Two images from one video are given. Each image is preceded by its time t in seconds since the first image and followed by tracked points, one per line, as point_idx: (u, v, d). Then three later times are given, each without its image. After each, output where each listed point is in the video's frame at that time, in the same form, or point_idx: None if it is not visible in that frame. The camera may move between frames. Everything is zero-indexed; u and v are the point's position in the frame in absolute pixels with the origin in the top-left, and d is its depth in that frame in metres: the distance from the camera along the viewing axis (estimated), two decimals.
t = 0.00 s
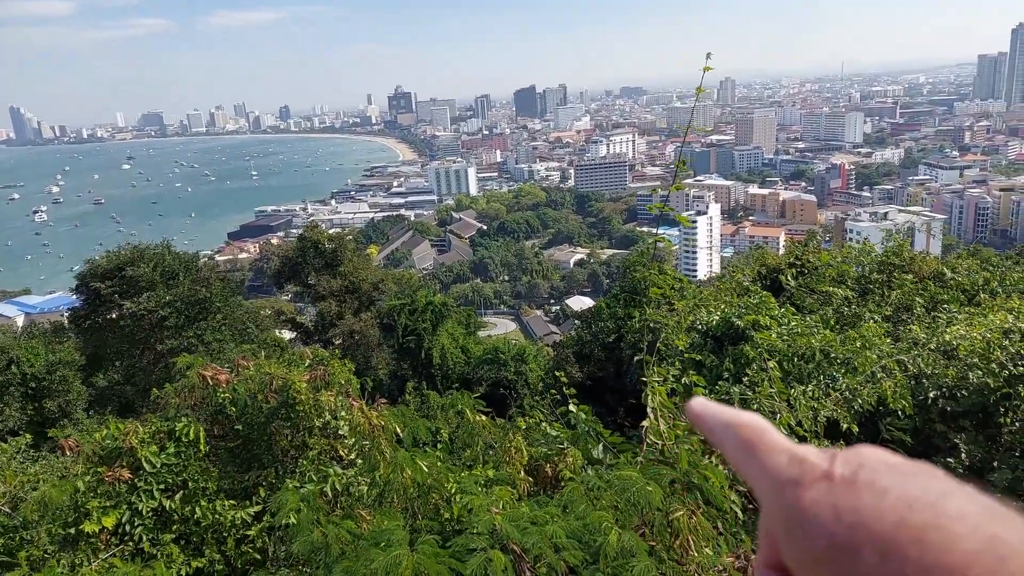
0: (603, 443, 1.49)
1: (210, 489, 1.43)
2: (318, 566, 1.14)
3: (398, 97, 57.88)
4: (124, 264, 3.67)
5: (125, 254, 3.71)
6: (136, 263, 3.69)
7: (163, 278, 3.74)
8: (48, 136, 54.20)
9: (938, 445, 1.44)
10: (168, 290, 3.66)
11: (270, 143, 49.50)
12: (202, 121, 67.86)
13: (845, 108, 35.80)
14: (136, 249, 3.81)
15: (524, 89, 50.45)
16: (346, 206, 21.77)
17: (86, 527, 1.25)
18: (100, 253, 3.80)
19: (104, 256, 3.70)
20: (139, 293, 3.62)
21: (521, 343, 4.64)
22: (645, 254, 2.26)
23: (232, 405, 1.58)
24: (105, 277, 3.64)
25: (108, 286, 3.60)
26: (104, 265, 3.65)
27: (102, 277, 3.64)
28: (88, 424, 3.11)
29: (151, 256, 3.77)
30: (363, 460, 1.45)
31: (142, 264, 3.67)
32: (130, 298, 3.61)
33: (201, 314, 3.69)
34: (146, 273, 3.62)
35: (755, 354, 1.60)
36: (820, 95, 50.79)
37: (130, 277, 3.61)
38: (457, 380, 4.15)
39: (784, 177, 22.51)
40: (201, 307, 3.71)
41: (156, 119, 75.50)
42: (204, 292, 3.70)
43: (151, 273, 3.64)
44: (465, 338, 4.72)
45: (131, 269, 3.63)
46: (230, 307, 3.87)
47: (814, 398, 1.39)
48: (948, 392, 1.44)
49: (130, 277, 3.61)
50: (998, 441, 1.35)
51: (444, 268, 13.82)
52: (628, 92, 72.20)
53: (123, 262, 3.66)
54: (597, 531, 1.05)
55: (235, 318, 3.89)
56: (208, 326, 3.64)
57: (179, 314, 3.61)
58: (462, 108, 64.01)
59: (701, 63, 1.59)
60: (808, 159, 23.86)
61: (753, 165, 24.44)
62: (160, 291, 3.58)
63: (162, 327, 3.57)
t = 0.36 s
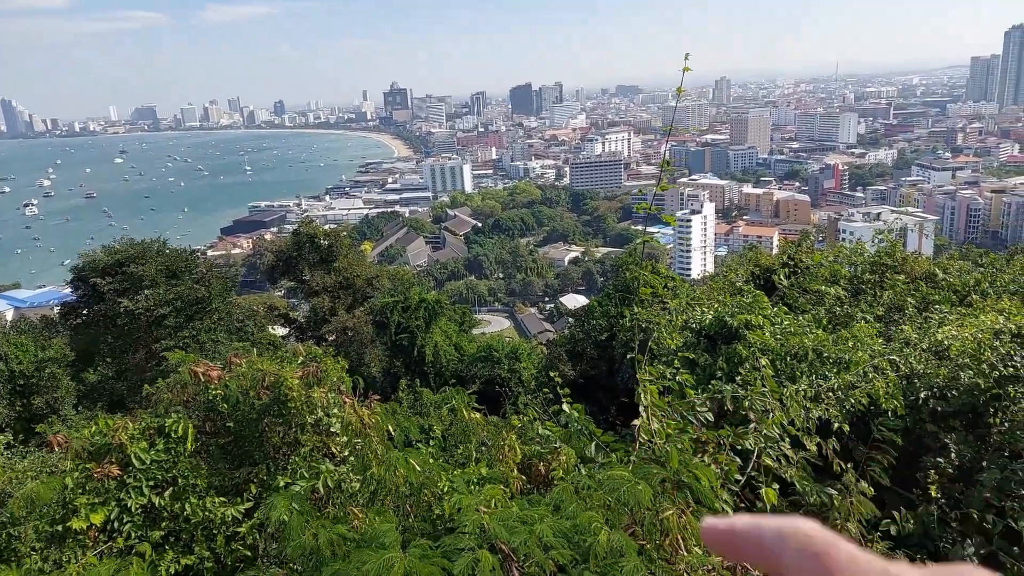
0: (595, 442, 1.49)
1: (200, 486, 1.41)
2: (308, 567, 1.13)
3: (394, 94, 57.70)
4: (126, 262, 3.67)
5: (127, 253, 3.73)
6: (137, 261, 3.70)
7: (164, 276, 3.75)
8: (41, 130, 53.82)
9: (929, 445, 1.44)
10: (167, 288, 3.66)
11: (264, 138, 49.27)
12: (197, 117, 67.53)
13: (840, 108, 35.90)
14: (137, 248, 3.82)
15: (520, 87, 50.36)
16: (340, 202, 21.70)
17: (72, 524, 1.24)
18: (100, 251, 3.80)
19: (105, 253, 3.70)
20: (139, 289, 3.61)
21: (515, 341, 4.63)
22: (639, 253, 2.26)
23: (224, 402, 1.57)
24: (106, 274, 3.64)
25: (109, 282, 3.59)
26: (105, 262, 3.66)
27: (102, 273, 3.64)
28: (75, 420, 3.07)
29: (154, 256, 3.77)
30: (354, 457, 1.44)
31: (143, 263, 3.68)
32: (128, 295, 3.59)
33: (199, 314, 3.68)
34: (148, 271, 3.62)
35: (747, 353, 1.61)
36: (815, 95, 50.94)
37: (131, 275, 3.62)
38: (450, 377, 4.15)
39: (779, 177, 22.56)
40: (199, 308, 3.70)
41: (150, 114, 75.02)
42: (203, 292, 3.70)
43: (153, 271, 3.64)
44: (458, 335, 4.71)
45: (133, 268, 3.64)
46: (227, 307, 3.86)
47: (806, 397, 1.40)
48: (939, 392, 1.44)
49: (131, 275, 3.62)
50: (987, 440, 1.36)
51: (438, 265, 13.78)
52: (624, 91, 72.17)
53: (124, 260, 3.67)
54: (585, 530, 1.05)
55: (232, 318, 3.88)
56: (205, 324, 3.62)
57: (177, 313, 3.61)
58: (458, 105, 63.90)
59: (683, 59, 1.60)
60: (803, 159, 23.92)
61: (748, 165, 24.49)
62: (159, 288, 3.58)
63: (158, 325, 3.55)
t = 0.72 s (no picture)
0: (592, 444, 1.48)
1: (194, 484, 1.40)
2: (302, 570, 1.11)
3: (392, 92, 57.62)
4: (135, 260, 3.66)
5: (135, 251, 3.71)
6: (146, 261, 3.70)
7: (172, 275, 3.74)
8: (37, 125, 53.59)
9: (924, 450, 1.44)
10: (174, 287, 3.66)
11: (261, 136, 49.13)
12: (194, 114, 67.32)
13: (837, 112, 36.00)
14: (143, 246, 3.80)
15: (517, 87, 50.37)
16: (337, 200, 21.64)
17: (67, 520, 1.23)
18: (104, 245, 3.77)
19: (111, 249, 3.67)
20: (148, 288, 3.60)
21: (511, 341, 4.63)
22: (636, 255, 2.27)
23: (219, 399, 1.54)
24: (114, 271, 3.62)
25: (117, 279, 3.56)
26: (112, 258, 3.62)
27: (110, 270, 3.62)
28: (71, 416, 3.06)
29: (163, 256, 3.78)
30: (350, 457, 1.43)
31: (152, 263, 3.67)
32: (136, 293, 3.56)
33: (205, 315, 3.67)
34: (160, 270, 3.62)
35: (746, 354, 1.60)
36: (812, 98, 51.07)
37: (140, 274, 3.61)
38: (445, 377, 4.16)
39: (775, 180, 22.61)
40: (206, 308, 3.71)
41: (147, 110, 74.76)
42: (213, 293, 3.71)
43: (164, 271, 3.65)
44: (453, 334, 4.70)
45: (142, 266, 3.64)
46: (233, 308, 3.84)
47: (803, 401, 1.40)
48: (936, 397, 1.44)
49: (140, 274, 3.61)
50: (984, 446, 1.35)
51: (434, 263, 13.76)
52: (622, 92, 72.33)
53: (133, 258, 3.66)
54: (581, 532, 1.03)
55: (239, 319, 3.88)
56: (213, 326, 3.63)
57: (184, 313, 3.62)
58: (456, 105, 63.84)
59: (678, 61, 1.61)
60: (799, 163, 23.99)
61: (745, 167, 24.54)
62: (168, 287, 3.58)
63: (166, 324, 3.56)
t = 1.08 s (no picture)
0: (583, 446, 1.49)
1: (183, 485, 1.39)
2: (291, 573, 1.11)
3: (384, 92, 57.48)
4: (137, 263, 3.62)
5: (137, 252, 3.66)
6: (148, 264, 3.66)
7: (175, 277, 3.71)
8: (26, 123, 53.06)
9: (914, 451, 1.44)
10: (176, 290, 3.65)
11: (253, 135, 48.92)
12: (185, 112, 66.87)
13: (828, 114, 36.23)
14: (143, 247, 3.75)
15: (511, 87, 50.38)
16: (329, 200, 21.56)
17: (53, 522, 1.21)
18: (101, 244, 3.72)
19: (111, 249, 3.61)
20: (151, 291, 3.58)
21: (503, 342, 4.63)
22: (629, 256, 2.27)
23: (208, 400, 1.53)
24: (115, 273, 3.58)
25: (118, 282, 3.53)
26: (113, 258, 3.57)
27: (111, 271, 3.57)
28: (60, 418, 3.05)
29: (164, 258, 3.75)
30: (340, 458, 1.42)
31: (154, 265, 3.65)
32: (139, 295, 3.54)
33: (208, 319, 3.70)
34: (165, 274, 3.63)
35: (736, 356, 1.61)
36: (804, 100, 51.40)
37: (143, 277, 3.58)
38: (438, 377, 4.16)
39: (767, 181, 22.73)
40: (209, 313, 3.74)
41: (138, 108, 74.23)
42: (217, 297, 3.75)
43: (169, 274, 3.65)
44: (446, 334, 4.69)
45: (144, 269, 3.61)
46: (234, 312, 3.86)
47: (794, 403, 1.40)
48: (925, 398, 1.44)
49: (144, 277, 3.58)
50: (972, 447, 1.36)
51: (427, 264, 13.75)
52: (615, 93, 72.53)
53: (136, 260, 3.62)
54: (571, 534, 1.03)
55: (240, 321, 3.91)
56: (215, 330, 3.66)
57: (187, 316, 3.64)
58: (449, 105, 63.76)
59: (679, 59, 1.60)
60: (791, 164, 24.11)
61: (737, 168, 24.64)
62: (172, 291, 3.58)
63: (169, 327, 3.56)
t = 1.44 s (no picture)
0: (577, 448, 1.49)
1: (178, 488, 1.38)
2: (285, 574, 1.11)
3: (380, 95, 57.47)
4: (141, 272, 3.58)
5: (138, 260, 3.61)
6: (149, 275, 3.61)
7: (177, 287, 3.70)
8: (20, 125, 52.85)
9: (907, 450, 1.45)
10: (180, 299, 3.67)
11: (248, 137, 48.78)
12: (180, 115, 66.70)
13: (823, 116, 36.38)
14: (144, 254, 3.69)
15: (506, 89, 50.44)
16: (325, 202, 21.53)
17: (47, 525, 1.19)
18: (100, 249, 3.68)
19: (111, 257, 3.55)
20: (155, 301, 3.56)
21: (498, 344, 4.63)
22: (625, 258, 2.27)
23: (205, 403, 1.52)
24: (118, 281, 3.53)
25: (121, 292, 3.49)
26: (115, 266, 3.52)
27: (112, 280, 3.52)
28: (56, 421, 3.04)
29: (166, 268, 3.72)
30: (336, 460, 1.41)
31: (156, 275, 3.62)
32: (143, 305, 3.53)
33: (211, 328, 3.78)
34: (170, 285, 3.62)
35: (730, 358, 1.62)
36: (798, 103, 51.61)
37: (146, 286, 3.56)
38: (433, 380, 4.17)
39: (762, 183, 22.80)
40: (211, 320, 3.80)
41: (133, 110, 74.02)
42: (220, 305, 3.81)
43: (173, 285, 3.64)
44: (441, 336, 4.69)
45: (148, 279, 3.58)
46: (234, 319, 3.92)
47: (788, 405, 1.41)
48: (919, 399, 1.45)
49: (147, 287, 3.56)
50: (966, 449, 1.36)
51: (422, 266, 13.76)
52: (610, 95, 72.70)
53: (139, 270, 3.57)
54: (566, 535, 1.03)
55: (240, 328, 3.96)
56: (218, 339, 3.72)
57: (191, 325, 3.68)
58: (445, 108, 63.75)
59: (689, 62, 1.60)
60: (786, 167, 24.20)
61: (731, 170, 24.72)
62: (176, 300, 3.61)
63: (173, 335, 3.59)
